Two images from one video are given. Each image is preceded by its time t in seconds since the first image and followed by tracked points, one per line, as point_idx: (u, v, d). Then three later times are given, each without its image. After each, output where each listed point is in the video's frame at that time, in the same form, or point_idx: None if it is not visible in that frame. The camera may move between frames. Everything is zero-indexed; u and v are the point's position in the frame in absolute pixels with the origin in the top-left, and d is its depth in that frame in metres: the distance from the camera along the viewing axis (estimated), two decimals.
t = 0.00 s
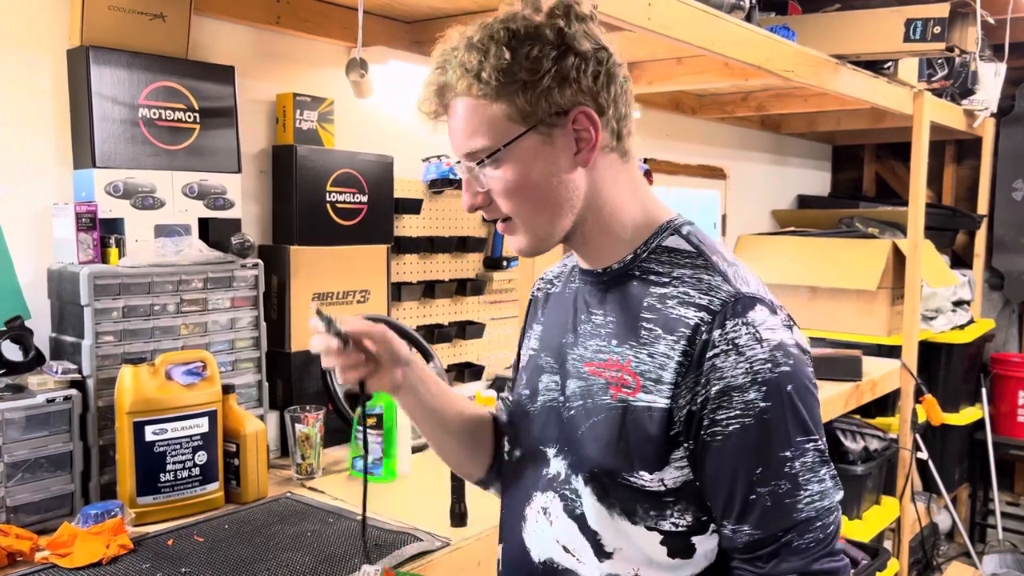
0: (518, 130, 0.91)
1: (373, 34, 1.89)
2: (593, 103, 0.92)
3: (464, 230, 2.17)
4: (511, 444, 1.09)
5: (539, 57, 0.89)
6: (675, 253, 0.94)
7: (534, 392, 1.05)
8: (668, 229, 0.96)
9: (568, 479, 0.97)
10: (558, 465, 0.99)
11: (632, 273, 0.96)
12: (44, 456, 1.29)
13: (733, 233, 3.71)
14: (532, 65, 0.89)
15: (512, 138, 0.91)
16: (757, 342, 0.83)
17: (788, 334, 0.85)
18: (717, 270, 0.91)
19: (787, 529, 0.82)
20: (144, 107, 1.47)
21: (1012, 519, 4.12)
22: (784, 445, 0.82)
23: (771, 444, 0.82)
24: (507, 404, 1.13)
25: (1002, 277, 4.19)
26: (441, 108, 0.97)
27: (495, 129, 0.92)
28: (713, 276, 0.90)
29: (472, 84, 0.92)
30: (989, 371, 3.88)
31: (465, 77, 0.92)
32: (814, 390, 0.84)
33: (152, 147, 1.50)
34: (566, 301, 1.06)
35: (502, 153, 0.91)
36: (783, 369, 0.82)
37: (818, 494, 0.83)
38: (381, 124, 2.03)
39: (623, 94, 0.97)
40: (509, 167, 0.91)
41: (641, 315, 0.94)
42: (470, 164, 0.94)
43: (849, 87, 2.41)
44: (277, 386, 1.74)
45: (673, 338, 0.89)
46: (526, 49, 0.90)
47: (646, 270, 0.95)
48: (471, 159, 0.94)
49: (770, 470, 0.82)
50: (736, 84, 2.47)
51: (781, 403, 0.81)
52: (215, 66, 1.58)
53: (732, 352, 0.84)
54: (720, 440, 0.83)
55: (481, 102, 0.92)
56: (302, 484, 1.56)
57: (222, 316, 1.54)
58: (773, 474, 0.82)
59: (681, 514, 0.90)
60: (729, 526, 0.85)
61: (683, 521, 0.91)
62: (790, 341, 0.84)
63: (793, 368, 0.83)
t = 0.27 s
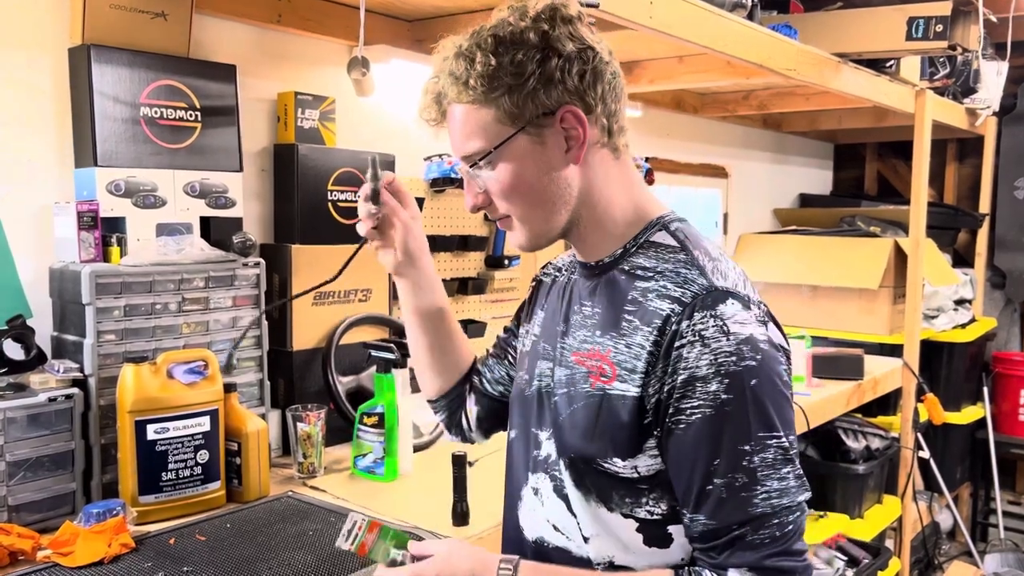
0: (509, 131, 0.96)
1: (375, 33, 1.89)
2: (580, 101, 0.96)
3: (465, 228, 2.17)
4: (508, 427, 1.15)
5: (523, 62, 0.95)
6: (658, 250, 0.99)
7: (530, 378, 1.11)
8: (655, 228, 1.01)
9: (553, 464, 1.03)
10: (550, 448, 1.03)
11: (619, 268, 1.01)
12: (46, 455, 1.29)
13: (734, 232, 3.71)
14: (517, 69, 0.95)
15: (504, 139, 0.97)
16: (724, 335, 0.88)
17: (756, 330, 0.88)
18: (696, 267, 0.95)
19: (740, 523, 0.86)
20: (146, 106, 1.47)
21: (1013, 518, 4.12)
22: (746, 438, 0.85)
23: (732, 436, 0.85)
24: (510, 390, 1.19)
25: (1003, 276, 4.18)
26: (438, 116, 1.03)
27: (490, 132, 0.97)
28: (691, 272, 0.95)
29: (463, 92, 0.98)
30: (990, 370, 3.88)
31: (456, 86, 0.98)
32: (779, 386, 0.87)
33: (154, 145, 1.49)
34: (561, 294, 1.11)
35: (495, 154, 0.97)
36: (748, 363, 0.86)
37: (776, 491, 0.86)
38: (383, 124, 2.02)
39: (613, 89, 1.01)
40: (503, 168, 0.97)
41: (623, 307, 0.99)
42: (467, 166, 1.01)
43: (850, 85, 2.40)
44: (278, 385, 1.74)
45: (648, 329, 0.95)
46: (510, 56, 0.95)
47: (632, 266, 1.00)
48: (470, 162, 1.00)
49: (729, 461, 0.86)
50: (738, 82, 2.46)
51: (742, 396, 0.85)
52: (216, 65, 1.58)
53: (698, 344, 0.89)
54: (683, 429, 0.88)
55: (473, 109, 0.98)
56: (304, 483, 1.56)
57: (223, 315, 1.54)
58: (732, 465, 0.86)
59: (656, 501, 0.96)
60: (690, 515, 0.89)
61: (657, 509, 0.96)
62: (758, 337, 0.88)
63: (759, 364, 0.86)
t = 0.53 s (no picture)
0: (508, 138, 0.96)
1: (378, 31, 1.89)
2: (577, 103, 0.97)
3: (468, 227, 2.17)
4: (514, 431, 1.15)
5: (520, 67, 0.95)
6: (657, 247, 0.99)
7: (535, 381, 1.11)
8: (654, 226, 1.01)
9: (555, 462, 1.02)
10: (547, 449, 1.03)
11: (619, 266, 1.01)
12: (50, 453, 1.29)
13: (737, 230, 3.71)
14: (513, 76, 0.95)
15: (504, 144, 0.96)
16: (721, 325, 0.88)
17: (753, 321, 0.88)
18: (694, 262, 0.95)
19: (728, 509, 0.86)
20: (149, 104, 1.47)
21: (1016, 517, 4.12)
22: (734, 425, 0.85)
23: (722, 422, 0.85)
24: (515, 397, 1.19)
25: (1006, 275, 4.18)
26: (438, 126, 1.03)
27: (490, 139, 0.97)
28: (690, 266, 0.95)
29: (461, 100, 0.98)
30: (993, 369, 3.87)
31: (454, 95, 0.98)
32: (773, 377, 0.87)
33: (157, 144, 1.50)
34: (565, 296, 1.12)
35: (496, 160, 0.97)
36: (744, 352, 0.86)
37: (763, 479, 0.86)
38: (385, 122, 2.02)
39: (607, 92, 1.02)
40: (505, 173, 0.97)
41: (624, 303, 0.99)
42: (468, 173, 1.00)
43: (853, 83, 2.40)
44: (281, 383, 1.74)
45: (648, 322, 0.95)
46: (507, 62, 0.95)
47: (630, 262, 1.00)
48: (470, 170, 1.00)
49: (718, 448, 0.85)
50: (741, 80, 2.46)
51: (736, 384, 0.85)
52: (219, 63, 1.58)
53: (695, 334, 0.89)
54: (679, 416, 0.88)
55: (472, 116, 0.98)
56: (307, 481, 1.56)
57: (226, 313, 1.54)
58: (721, 452, 0.85)
59: (656, 493, 0.94)
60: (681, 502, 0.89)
61: (656, 500, 0.95)
62: (755, 328, 0.88)
63: (754, 353, 0.87)
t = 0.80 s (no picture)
0: (507, 139, 0.96)
1: (382, 29, 1.89)
2: (570, 101, 0.97)
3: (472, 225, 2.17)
4: (519, 435, 1.15)
5: (516, 68, 0.95)
6: (651, 240, 1.00)
7: (535, 382, 1.11)
8: (647, 220, 1.02)
9: (560, 457, 1.02)
10: (549, 447, 1.03)
11: (614, 261, 1.02)
12: (55, 450, 1.30)
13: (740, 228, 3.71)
14: (510, 77, 0.95)
15: (503, 145, 0.96)
16: (717, 310, 0.88)
17: (748, 305, 0.89)
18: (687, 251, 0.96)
19: (732, 489, 0.85)
20: (154, 102, 1.47)
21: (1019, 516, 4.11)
22: (733, 407, 0.86)
23: (722, 404, 0.86)
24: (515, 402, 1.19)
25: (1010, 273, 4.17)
26: (431, 132, 1.02)
27: (488, 141, 0.96)
28: (683, 256, 0.96)
29: (460, 103, 0.96)
30: (997, 367, 3.86)
31: (452, 98, 0.97)
32: (771, 359, 0.88)
33: (162, 142, 1.50)
34: (561, 297, 1.12)
35: (496, 162, 0.96)
36: (740, 336, 0.86)
37: (765, 458, 0.86)
38: (389, 121, 2.02)
39: (591, 90, 1.03)
40: (504, 173, 0.96)
41: (620, 297, 0.99)
42: (466, 178, 0.99)
43: (857, 81, 2.40)
44: (285, 381, 1.74)
45: (646, 313, 0.95)
46: (503, 64, 0.95)
47: (625, 257, 1.01)
48: (468, 174, 0.99)
49: (719, 430, 0.86)
50: (745, 78, 2.45)
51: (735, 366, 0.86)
52: (223, 61, 1.58)
53: (692, 320, 0.89)
54: (680, 401, 0.88)
55: (470, 120, 0.97)
56: (312, 478, 1.57)
57: (230, 311, 1.54)
58: (722, 434, 0.85)
59: (661, 481, 0.95)
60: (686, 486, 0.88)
61: (662, 489, 0.95)
62: (751, 312, 0.88)
63: (750, 333, 0.87)
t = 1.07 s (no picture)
0: (521, 138, 0.95)
1: (386, 27, 1.89)
2: (579, 100, 0.98)
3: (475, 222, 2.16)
4: (522, 435, 1.15)
5: (529, 68, 0.95)
6: (658, 236, 1.00)
7: (538, 382, 1.11)
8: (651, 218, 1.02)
9: (570, 453, 1.02)
10: (556, 444, 1.05)
11: (619, 259, 1.02)
12: (61, 448, 1.30)
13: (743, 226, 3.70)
14: (523, 76, 0.94)
15: (517, 144, 0.95)
16: (729, 302, 0.88)
17: (758, 298, 0.89)
18: (694, 246, 0.96)
19: (747, 477, 0.86)
20: (159, 100, 1.47)
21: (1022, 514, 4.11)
22: (747, 397, 0.86)
23: (736, 395, 0.86)
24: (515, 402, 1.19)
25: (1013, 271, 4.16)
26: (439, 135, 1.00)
27: (501, 141, 0.95)
28: (690, 251, 0.96)
29: (474, 104, 0.94)
30: (1000, 365, 3.86)
31: (465, 99, 0.94)
32: (782, 350, 0.88)
33: (167, 139, 1.50)
34: (563, 296, 1.12)
35: (513, 161, 0.95)
36: (751, 327, 0.87)
37: (778, 447, 0.86)
38: (393, 119, 2.02)
39: (593, 90, 1.04)
40: (519, 172, 0.96)
41: (630, 294, 0.99)
42: (478, 181, 0.98)
43: (861, 79, 2.39)
44: (290, 379, 1.74)
45: (657, 308, 0.95)
46: (516, 65, 0.95)
47: (632, 254, 1.01)
48: (480, 177, 0.97)
49: (733, 421, 0.86)
50: (749, 76, 2.45)
51: (749, 358, 0.86)
52: (227, 59, 1.58)
53: (705, 313, 0.89)
54: (693, 394, 0.88)
55: (484, 120, 0.95)
56: (317, 476, 1.57)
57: (235, 309, 1.54)
58: (735, 424, 0.86)
59: (675, 473, 0.95)
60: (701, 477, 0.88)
61: (676, 482, 0.95)
62: (760, 305, 0.89)
63: (761, 325, 0.87)
